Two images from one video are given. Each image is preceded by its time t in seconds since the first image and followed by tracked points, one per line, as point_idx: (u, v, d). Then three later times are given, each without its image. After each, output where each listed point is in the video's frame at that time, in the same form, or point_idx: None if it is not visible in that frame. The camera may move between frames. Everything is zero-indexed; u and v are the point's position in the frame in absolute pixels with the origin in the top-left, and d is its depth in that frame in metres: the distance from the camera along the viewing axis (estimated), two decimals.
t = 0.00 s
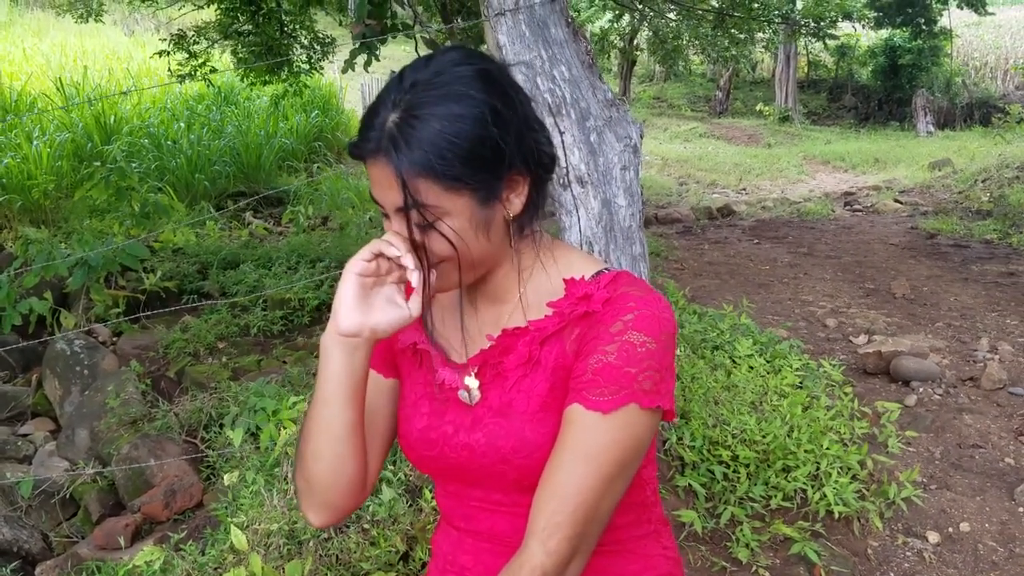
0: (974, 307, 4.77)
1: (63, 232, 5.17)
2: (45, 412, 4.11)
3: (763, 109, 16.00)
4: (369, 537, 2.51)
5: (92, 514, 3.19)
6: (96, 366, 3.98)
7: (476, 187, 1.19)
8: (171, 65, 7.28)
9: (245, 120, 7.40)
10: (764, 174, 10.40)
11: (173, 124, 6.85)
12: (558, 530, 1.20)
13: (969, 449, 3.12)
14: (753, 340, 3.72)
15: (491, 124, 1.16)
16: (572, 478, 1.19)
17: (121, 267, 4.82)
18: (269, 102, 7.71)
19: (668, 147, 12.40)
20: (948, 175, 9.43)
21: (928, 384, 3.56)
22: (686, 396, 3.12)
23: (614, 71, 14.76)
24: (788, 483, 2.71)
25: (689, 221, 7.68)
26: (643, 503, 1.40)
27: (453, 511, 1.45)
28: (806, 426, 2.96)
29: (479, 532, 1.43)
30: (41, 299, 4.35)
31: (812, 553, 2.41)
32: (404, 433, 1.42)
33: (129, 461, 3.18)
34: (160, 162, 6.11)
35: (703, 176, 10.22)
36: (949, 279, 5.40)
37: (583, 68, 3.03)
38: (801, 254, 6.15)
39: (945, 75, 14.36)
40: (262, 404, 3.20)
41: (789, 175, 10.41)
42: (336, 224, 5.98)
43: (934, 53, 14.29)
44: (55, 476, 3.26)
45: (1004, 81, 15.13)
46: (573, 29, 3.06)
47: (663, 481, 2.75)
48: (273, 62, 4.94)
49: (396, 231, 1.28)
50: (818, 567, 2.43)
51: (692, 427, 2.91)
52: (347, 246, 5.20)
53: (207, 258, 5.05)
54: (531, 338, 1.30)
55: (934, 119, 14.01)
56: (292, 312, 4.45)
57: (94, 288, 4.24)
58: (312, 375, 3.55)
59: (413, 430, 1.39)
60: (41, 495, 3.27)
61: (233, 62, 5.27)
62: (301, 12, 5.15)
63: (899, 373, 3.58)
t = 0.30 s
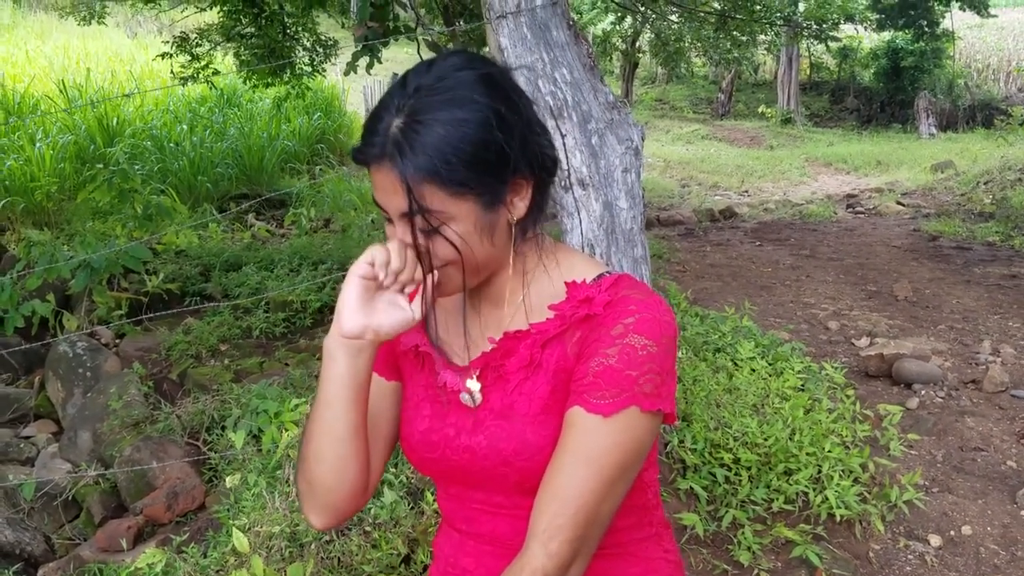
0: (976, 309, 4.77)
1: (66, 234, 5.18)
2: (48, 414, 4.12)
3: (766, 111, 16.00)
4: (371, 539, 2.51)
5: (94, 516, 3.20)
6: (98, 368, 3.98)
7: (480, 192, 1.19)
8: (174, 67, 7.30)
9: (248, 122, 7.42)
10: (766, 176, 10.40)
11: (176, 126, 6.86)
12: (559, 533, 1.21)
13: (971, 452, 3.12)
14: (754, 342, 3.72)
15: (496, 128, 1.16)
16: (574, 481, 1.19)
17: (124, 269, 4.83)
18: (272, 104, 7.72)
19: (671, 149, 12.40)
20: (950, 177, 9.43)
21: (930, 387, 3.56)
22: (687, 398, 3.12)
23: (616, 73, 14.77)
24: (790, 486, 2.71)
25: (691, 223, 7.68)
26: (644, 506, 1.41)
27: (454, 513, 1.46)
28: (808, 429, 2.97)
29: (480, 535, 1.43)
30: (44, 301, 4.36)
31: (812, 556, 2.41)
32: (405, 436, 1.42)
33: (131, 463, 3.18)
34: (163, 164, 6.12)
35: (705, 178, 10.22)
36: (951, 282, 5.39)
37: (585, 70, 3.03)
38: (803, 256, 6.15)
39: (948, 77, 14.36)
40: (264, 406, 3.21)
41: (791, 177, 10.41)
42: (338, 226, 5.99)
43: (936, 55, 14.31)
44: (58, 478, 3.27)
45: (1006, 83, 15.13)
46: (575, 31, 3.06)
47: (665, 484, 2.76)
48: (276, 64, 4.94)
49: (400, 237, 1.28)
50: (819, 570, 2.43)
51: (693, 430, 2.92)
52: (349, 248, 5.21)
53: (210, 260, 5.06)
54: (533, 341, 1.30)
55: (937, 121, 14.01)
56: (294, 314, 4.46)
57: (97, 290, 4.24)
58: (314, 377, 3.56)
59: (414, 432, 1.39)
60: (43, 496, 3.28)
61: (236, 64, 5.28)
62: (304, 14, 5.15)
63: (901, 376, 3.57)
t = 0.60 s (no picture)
0: (978, 315, 4.77)
1: (70, 240, 5.20)
2: (50, 419, 4.12)
3: (768, 114, 16.01)
4: (371, 546, 2.51)
5: (97, 521, 3.20)
6: (100, 373, 3.99)
7: (479, 208, 1.20)
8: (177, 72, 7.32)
9: (251, 127, 7.44)
10: (769, 180, 10.40)
11: (178, 131, 6.88)
12: (557, 544, 1.21)
13: (972, 459, 3.11)
14: (756, 348, 3.72)
15: (496, 146, 1.17)
16: (571, 492, 1.20)
17: (127, 274, 4.85)
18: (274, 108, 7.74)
19: (673, 154, 12.41)
20: (952, 182, 9.43)
21: (932, 393, 3.56)
22: (688, 405, 3.12)
23: (618, 77, 14.79)
24: (791, 493, 2.71)
25: (693, 227, 7.69)
26: (642, 516, 1.41)
27: (453, 523, 1.46)
28: (809, 436, 2.97)
29: (479, 546, 1.43)
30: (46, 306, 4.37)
31: (812, 564, 2.42)
32: (405, 446, 1.43)
33: (134, 469, 3.18)
34: (166, 169, 6.14)
35: (706, 182, 10.23)
36: (953, 287, 5.39)
37: (585, 79, 3.04)
38: (805, 260, 6.15)
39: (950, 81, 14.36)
40: (266, 412, 3.21)
41: (793, 181, 10.41)
42: (341, 231, 6.01)
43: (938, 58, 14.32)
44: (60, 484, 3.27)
45: (1008, 87, 15.16)
46: (575, 40, 3.08)
47: (666, 491, 2.76)
48: (278, 70, 4.95)
49: (399, 251, 1.29)
50: None
51: (695, 437, 2.92)
52: (351, 253, 5.22)
53: (213, 265, 5.07)
54: (532, 352, 1.31)
55: (939, 125, 14.01)
56: (297, 319, 4.47)
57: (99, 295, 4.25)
58: (316, 384, 3.56)
59: (413, 443, 1.40)
60: (46, 502, 3.28)
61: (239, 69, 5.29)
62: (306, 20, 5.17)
63: (902, 382, 3.57)
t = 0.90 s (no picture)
0: (981, 316, 4.76)
1: (73, 241, 5.21)
2: (53, 420, 4.12)
3: (770, 116, 16.01)
4: (374, 547, 2.50)
5: (99, 522, 3.20)
6: (103, 374, 3.99)
7: (499, 196, 1.20)
8: (180, 75, 7.34)
9: (254, 128, 7.45)
10: (771, 182, 10.40)
11: (181, 133, 6.89)
12: (560, 542, 1.21)
13: (976, 460, 3.10)
14: (759, 349, 3.71)
15: (513, 132, 1.18)
16: (575, 489, 1.19)
17: (130, 275, 4.85)
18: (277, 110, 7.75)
19: (676, 155, 12.41)
20: (956, 184, 9.41)
21: (935, 394, 3.55)
22: (691, 406, 3.11)
23: (621, 79, 14.80)
24: (794, 494, 2.71)
25: (695, 229, 7.68)
26: (645, 515, 1.41)
27: (456, 522, 1.47)
28: (812, 437, 2.96)
29: (482, 545, 1.44)
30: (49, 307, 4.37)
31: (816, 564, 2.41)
32: (407, 445, 1.43)
33: (136, 470, 3.18)
34: (169, 171, 6.15)
35: (709, 183, 10.23)
36: (956, 288, 5.38)
37: (588, 79, 3.04)
38: (808, 262, 6.14)
39: (953, 83, 14.35)
40: (269, 413, 3.21)
41: (796, 182, 10.40)
42: (343, 233, 6.01)
43: (941, 60, 14.33)
44: (63, 485, 3.28)
45: (1012, 89, 15.15)
46: (578, 41, 3.09)
47: (668, 492, 2.75)
48: (281, 72, 4.96)
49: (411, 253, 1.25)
50: None
51: (697, 438, 2.91)
52: (353, 254, 5.21)
53: (215, 266, 5.07)
54: (536, 350, 1.31)
55: (942, 127, 14.00)
56: (299, 320, 4.47)
57: (102, 297, 4.25)
58: (318, 384, 3.56)
59: (416, 442, 1.40)
60: (50, 502, 3.29)
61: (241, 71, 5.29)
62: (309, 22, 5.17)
63: (905, 383, 3.57)
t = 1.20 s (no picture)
0: (983, 318, 4.76)
1: (75, 243, 5.23)
2: (56, 421, 4.13)
3: (772, 118, 16.00)
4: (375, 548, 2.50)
5: (101, 523, 3.20)
6: (105, 376, 4.00)
7: (525, 197, 1.21)
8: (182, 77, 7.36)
9: (256, 130, 7.46)
10: (773, 184, 10.40)
11: (184, 135, 6.91)
12: (563, 541, 1.21)
13: (978, 462, 3.10)
14: (761, 351, 3.72)
15: (543, 134, 1.19)
16: (578, 487, 1.20)
17: (132, 277, 4.86)
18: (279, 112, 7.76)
19: (678, 158, 12.41)
20: (958, 186, 9.40)
21: (937, 396, 3.54)
22: (693, 407, 3.12)
23: (623, 81, 14.82)
24: (796, 496, 2.71)
25: (697, 231, 7.68)
26: (646, 515, 1.41)
27: (455, 520, 1.47)
28: (814, 438, 2.96)
29: (481, 542, 1.44)
30: (51, 309, 4.38)
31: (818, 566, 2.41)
32: (406, 438, 1.43)
33: (138, 471, 3.19)
34: (171, 173, 6.15)
35: (711, 186, 10.23)
36: (958, 290, 5.38)
37: (590, 81, 3.05)
38: (810, 264, 6.14)
39: (955, 85, 14.35)
40: (271, 414, 3.21)
41: (798, 185, 10.40)
42: (345, 234, 6.02)
43: (943, 62, 14.34)
44: (65, 486, 3.28)
45: (1014, 91, 15.14)
46: (579, 43, 3.09)
47: (670, 493, 2.75)
48: (283, 74, 4.96)
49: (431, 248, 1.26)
50: None
51: (699, 439, 2.91)
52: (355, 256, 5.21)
53: (217, 268, 5.08)
54: (538, 346, 1.31)
55: (944, 129, 13.99)
56: (301, 322, 4.48)
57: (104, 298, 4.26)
58: (320, 385, 3.56)
59: (415, 436, 1.40)
60: (51, 504, 3.30)
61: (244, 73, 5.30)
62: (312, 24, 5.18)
63: (907, 385, 3.57)
